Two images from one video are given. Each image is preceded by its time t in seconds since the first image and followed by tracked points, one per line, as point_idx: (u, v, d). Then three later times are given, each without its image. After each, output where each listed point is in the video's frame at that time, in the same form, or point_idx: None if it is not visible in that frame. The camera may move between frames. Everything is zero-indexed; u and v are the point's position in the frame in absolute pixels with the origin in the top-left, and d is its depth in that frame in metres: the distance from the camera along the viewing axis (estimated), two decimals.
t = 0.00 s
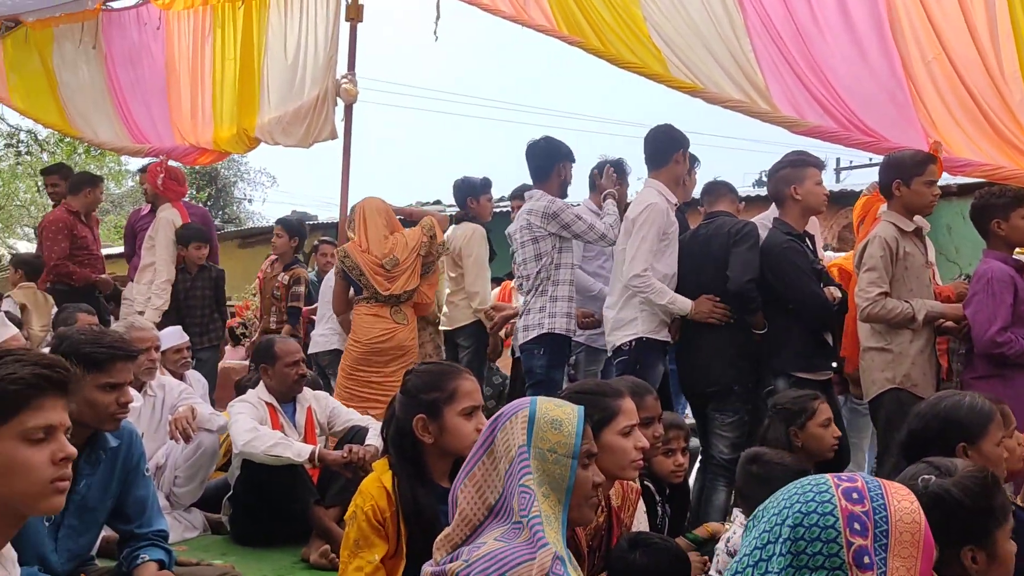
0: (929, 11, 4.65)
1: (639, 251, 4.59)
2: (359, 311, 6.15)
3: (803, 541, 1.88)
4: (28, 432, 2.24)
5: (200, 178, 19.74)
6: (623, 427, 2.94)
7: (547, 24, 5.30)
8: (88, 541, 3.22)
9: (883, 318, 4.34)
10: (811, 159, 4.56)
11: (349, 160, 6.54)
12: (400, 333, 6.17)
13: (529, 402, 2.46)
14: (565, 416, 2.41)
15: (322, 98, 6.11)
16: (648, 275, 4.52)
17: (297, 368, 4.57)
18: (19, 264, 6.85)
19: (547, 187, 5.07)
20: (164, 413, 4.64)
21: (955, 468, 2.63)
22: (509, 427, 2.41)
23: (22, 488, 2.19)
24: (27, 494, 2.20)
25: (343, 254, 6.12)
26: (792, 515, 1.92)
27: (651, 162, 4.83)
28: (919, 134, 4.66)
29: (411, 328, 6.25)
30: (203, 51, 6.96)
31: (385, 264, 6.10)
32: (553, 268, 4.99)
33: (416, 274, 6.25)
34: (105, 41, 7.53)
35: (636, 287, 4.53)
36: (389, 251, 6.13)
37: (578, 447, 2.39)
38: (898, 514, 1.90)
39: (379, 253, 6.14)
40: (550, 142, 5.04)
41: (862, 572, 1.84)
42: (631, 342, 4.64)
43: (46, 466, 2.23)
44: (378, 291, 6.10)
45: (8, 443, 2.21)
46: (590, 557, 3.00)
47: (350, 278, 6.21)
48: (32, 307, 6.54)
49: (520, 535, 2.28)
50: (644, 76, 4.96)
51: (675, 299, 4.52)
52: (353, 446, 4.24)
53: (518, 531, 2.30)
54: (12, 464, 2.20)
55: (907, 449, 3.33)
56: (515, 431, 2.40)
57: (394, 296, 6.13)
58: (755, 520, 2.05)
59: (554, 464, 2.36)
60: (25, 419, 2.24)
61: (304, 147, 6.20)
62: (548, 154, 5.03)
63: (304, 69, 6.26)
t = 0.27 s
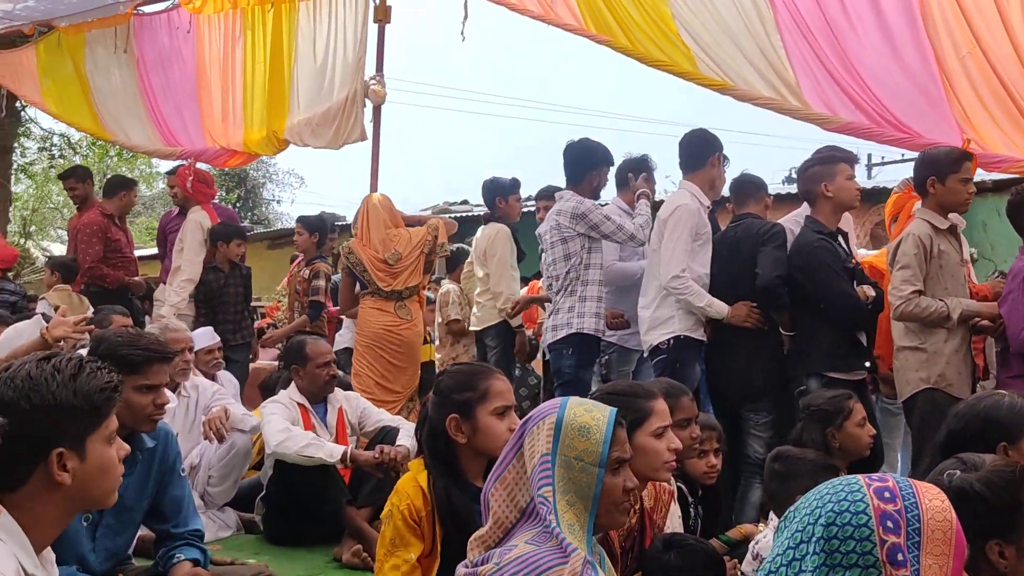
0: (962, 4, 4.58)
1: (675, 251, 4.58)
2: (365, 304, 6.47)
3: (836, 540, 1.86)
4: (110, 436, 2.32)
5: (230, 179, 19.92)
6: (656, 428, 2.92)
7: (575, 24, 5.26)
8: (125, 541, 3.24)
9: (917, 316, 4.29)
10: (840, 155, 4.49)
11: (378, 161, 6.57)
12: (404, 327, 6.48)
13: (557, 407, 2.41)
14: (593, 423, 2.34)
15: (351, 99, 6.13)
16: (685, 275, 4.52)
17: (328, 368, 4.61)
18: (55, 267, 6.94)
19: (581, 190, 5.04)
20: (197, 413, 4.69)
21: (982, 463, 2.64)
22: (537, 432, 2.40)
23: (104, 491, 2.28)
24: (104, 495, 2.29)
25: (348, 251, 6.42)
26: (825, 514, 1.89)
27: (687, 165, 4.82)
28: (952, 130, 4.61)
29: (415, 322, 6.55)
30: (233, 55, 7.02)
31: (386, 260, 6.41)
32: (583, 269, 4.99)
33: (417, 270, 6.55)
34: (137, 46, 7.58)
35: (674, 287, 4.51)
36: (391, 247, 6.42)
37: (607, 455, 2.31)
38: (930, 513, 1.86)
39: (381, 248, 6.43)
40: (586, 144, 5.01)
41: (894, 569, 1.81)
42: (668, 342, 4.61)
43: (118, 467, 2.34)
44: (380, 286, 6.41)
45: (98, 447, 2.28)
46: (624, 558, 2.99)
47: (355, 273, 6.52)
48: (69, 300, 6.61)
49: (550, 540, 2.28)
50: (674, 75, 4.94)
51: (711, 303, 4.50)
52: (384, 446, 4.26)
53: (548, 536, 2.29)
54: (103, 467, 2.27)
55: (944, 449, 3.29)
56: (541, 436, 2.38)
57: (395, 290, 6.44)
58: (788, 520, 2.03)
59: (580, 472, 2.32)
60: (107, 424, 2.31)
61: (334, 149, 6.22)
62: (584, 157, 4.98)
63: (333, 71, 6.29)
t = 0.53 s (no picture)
0: None
1: (707, 245, 4.53)
2: (383, 299, 6.50)
3: (868, 524, 1.85)
4: (145, 428, 2.31)
5: (259, 177, 20.08)
6: (687, 420, 2.92)
7: (601, 17, 5.16)
8: (161, 532, 3.31)
9: (950, 307, 4.25)
10: (868, 145, 4.46)
11: (406, 157, 6.60)
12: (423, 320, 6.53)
13: (589, 399, 2.42)
14: (624, 415, 2.35)
15: (379, 95, 6.17)
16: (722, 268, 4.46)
17: (358, 361, 4.65)
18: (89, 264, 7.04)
19: (609, 183, 5.03)
20: (231, 407, 4.76)
21: (1008, 445, 2.57)
22: (566, 423, 2.41)
23: (137, 482, 2.26)
24: (138, 487, 2.27)
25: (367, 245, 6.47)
26: (856, 498, 1.88)
27: (717, 158, 4.79)
28: (985, 118, 4.61)
29: (433, 316, 6.61)
30: (263, 53, 7.09)
31: (406, 257, 6.47)
32: (612, 264, 4.99)
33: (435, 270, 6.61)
34: (167, 45, 7.72)
35: (710, 280, 4.46)
36: (410, 244, 6.49)
37: (637, 448, 2.32)
38: (962, 497, 1.85)
39: (401, 244, 6.49)
40: (615, 137, 5.00)
41: (928, 551, 1.80)
42: (707, 332, 4.54)
43: (155, 461, 2.31)
44: (398, 282, 6.47)
45: (130, 437, 2.27)
46: (656, 549, 2.99)
47: (374, 269, 6.57)
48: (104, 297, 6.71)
49: (580, 529, 2.28)
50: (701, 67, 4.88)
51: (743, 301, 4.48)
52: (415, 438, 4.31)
53: (578, 525, 2.30)
54: (133, 456, 2.26)
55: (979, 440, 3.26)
56: (571, 427, 2.39)
57: (414, 287, 6.50)
58: (819, 507, 2.02)
59: (610, 464, 2.33)
60: (143, 416, 2.31)
61: (362, 145, 6.24)
62: (613, 150, 4.97)
63: (361, 66, 6.33)
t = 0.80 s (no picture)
0: None
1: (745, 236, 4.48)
2: (408, 293, 6.50)
3: (908, 512, 1.84)
4: (149, 417, 2.25)
5: (288, 172, 20.22)
6: (720, 410, 2.92)
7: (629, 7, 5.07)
8: (200, 520, 3.35)
9: (986, 297, 4.20)
10: (902, 133, 4.40)
11: (435, 150, 6.62)
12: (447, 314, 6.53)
13: (622, 388, 2.41)
14: (657, 404, 2.34)
15: (407, 90, 6.16)
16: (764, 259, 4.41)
17: (388, 352, 4.69)
18: (124, 258, 7.14)
19: (640, 175, 5.00)
20: (265, 398, 4.81)
21: None
22: (599, 412, 2.41)
23: (133, 471, 2.19)
24: (136, 477, 2.19)
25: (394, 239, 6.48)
26: (896, 487, 1.88)
27: (745, 146, 4.75)
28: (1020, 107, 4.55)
29: (457, 309, 6.62)
30: (293, 48, 7.14)
31: (429, 251, 6.48)
32: (638, 260, 4.96)
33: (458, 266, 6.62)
34: (199, 41, 7.75)
35: (752, 271, 4.41)
36: (433, 238, 6.51)
37: (670, 437, 2.32)
38: (1003, 485, 1.83)
39: (424, 239, 6.51)
40: (644, 128, 4.98)
41: (968, 540, 1.79)
42: (745, 324, 4.50)
43: (159, 452, 2.22)
44: (422, 275, 6.47)
45: (128, 423, 2.23)
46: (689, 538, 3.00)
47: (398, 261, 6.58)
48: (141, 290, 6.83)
49: (615, 518, 2.28)
50: (731, 56, 4.85)
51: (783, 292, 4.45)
52: (447, 427, 4.34)
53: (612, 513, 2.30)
54: (128, 444, 2.21)
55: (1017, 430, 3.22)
56: (604, 416, 2.39)
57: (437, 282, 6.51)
58: (857, 496, 2.01)
59: (643, 454, 2.33)
60: (147, 404, 2.26)
61: (391, 139, 6.26)
62: (642, 142, 4.96)
63: (390, 59, 6.34)
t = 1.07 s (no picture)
0: None
1: (785, 232, 4.43)
2: (420, 287, 6.55)
3: (945, 505, 1.82)
4: (165, 411, 2.24)
5: (313, 166, 20.30)
6: (748, 403, 2.90)
7: None
8: (229, 511, 3.38)
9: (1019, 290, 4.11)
10: (933, 124, 4.34)
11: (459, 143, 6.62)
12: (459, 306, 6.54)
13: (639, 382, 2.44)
14: (671, 396, 2.36)
15: (433, 82, 6.19)
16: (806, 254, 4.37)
17: (414, 345, 4.69)
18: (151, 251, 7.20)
19: (668, 165, 4.96)
20: (292, 390, 4.84)
21: None
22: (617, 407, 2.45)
23: (151, 465, 2.19)
24: (155, 472, 2.18)
25: (406, 233, 6.53)
26: (933, 480, 1.85)
27: (778, 132, 4.70)
28: None
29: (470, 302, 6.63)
30: (318, 42, 7.16)
31: (442, 244, 6.53)
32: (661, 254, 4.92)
33: (471, 257, 6.68)
34: (225, 36, 7.78)
35: (795, 268, 4.36)
36: (446, 233, 6.56)
37: (680, 428, 2.33)
38: None
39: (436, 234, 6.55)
40: (669, 118, 4.92)
41: (1007, 535, 1.76)
42: (783, 319, 4.47)
43: (176, 446, 2.21)
44: (434, 268, 6.51)
45: (147, 420, 2.24)
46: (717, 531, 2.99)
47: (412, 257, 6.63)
48: (167, 280, 6.80)
49: (641, 507, 2.27)
50: (758, 47, 4.81)
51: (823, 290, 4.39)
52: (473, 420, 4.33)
53: (639, 502, 2.28)
54: (144, 440, 2.21)
55: None
56: (620, 411, 2.43)
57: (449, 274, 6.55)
58: (893, 489, 1.99)
59: (659, 445, 2.35)
60: (163, 399, 2.25)
61: (416, 132, 6.27)
62: (668, 132, 4.92)
63: (415, 53, 6.35)
